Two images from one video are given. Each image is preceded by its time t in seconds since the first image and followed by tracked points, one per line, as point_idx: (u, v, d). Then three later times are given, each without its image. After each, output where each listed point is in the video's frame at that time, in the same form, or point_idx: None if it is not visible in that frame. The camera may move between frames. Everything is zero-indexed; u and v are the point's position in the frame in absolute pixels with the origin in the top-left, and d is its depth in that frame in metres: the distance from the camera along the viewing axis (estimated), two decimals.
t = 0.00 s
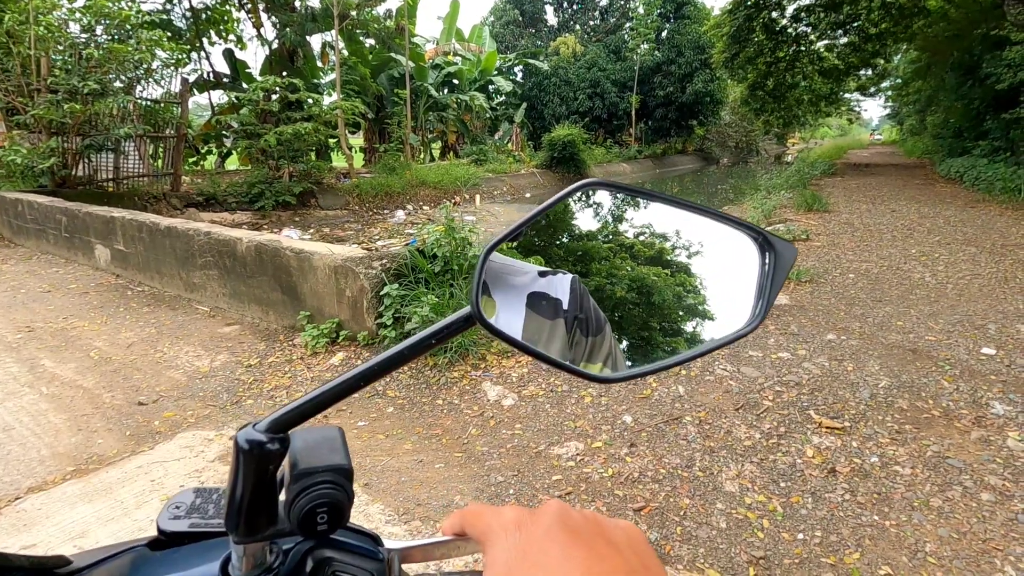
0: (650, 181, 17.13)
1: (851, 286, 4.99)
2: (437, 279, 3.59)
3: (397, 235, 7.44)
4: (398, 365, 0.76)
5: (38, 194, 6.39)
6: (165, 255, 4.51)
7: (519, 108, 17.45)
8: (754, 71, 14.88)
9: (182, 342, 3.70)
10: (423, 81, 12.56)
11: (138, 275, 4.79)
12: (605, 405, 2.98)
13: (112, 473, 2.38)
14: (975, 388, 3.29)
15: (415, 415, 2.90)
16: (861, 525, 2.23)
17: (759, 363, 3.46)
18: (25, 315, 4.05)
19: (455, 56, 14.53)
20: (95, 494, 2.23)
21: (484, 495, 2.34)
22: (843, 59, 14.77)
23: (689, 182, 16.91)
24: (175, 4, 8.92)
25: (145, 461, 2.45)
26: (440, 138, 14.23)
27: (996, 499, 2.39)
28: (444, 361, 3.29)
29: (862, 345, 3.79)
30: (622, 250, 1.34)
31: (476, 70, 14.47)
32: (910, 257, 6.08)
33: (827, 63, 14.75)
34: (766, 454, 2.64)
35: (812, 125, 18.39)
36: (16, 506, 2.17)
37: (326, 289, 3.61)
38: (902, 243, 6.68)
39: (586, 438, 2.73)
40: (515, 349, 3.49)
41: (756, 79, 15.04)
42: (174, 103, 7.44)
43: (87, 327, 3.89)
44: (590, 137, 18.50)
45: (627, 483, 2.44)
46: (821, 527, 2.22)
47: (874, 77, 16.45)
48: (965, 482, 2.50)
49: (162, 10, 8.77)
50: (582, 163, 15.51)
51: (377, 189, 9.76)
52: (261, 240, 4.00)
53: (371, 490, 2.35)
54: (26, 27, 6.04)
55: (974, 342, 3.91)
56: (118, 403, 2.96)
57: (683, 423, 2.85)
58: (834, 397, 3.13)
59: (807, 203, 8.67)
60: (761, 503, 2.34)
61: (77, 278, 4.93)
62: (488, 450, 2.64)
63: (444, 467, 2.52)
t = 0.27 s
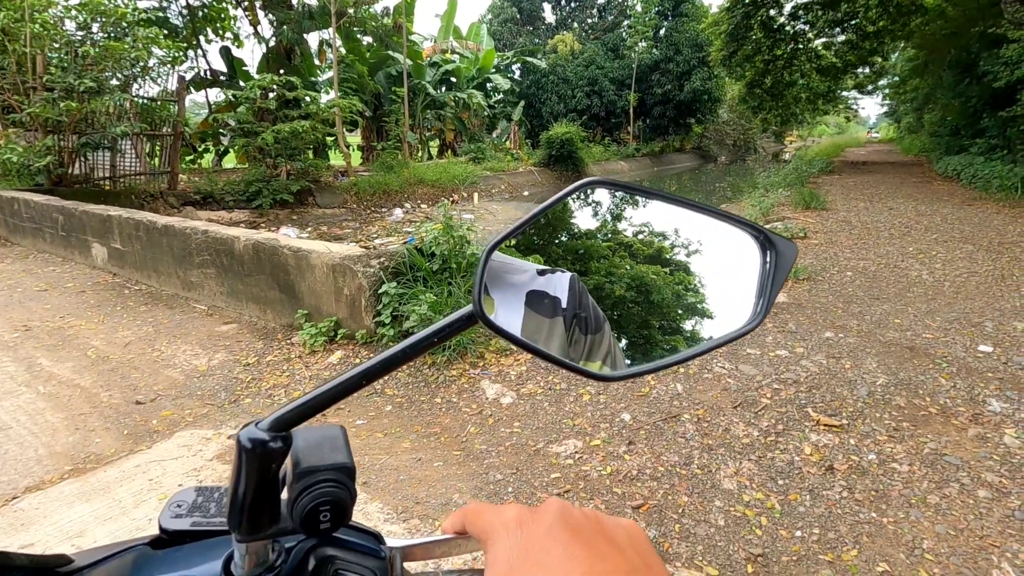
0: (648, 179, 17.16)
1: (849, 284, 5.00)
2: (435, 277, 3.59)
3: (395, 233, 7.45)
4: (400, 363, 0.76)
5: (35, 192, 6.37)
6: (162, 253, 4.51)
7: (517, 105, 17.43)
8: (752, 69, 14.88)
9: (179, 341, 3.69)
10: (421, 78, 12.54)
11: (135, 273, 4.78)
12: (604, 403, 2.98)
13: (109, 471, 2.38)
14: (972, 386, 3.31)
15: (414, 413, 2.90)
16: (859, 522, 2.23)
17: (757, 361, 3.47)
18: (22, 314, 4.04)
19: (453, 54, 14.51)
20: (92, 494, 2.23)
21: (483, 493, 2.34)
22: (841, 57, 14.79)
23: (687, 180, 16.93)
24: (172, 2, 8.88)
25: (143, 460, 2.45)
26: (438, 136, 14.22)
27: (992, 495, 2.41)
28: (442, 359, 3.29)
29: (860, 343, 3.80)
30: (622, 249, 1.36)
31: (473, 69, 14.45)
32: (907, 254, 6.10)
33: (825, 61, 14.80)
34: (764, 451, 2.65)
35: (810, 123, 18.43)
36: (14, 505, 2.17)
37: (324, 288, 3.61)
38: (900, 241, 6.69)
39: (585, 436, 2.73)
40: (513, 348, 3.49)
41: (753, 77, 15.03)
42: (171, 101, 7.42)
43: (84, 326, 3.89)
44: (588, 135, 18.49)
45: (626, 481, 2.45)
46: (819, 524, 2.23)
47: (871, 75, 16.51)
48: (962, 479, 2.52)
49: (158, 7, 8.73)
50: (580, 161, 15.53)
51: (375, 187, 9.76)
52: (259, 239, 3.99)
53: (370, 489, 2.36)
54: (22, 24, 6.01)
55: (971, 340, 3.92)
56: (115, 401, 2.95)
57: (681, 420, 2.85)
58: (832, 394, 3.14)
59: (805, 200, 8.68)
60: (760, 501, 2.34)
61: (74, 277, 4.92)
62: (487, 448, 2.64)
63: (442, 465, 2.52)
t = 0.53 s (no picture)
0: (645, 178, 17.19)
1: (845, 282, 5.02)
2: (432, 277, 3.59)
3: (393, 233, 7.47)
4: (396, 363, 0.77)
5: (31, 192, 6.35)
6: (159, 253, 4.50)
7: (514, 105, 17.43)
8: (749, 68, 14.93)
9: (176, 341, 3.68)
10: (418, 78, 12.54)
11: (131, 273, 4.77)
12: (601, 402, 2.99)
13: (107, 472, 2.37)
14: (968, 384, 3.32)
15: (411, 413, 2.89)
16: (856, 520, 2.24)
17: (754, 360, 3.48)
18: (18, 314, 4.03)
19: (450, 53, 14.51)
20: (90, 494, 2.22)
21: (480, 492, 2.34)
22: (838, 57, 14.87)
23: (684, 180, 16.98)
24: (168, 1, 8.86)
25: (140, 460, 2.45)
26: (436, 136, 14.22)
27: (988, 493, 2.42)
28: (440, 359, 3.29)
29: (856, 342, 3.81)
30: (618, 247, 1.33)
31: (471, 68, 14.45)
32: (903, 253, 6.12)
33: (821, 61, 14.86)
34: (762, 450, 2.65)
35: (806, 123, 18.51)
36: (10, 506, 2.16)
37: (321, 287, 3.60)
38: (896, 240, 6.71)
39: (583, 435, 2.74)
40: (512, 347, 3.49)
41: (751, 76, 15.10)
42: (167, 101, 7.41)
43: (80, 326, 3.88)
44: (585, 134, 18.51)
45: (623, 480, 2.45)
46: (816, 522, 2.23)
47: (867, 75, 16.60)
48: (958, 476, 2.53)
49: (154, 6, 8.70)
50: (578, 161, 15.55)
51: (373, 187, 9.76)
52: (256, 239, 3.98)
53: (368, 488, 2.36)
54: (17, 24, 6.00)
55: (967, 338, 3.94)
56: (112, 402, 2.95)
57: (679, 419, 2.86)
58: (829, 393, 3.15)
59: (802, 200, 8.70)
60: (757, 499, 2.35)
61: (70, 277, 4.91)
62: (485, 447, 2.64)
63: (440, 464, 2.52)
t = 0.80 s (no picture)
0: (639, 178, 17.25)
1: (839, 281, 5.05)
2: (428, 277, 3.60)
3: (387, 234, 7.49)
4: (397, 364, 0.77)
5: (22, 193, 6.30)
6: (152, 254, 4.47)
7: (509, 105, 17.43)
8: (743, 69, 15.02)
9: (170, 343, 3.66)
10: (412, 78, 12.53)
11: (124, 274, 4.74)
12: (597, 402, 2.99)
13: (99, 475, 2.36)
14: (960, 383, 3.35)
15: (407, 414, 2.89)
16: (849, 518, 2.26)
17: (748, 359, 3.49)
18: (9, 317, 4.00)
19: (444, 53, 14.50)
20: (82, 497, 2.21)
21: (476, 493, 2.34)
22: (830, 58, 15.00)
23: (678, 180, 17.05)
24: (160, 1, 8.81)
25: (133, 463, 2.43)
26: (430, 136, 14.21)
27: (980, 491, 2.45)
28: (436, 360, 3.29)
29: (849, 340, 3.83)
30: (612, 246, 1.37)
31: (465, 68, 14.45)
32: (895, 253, 6.16)
33: (814, 62, 14.97)
34: (756, 449, 2.66)
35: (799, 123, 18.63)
36: (2, 510, 2.14)
37: (315, 288, 3.59)
38: (888, 240, 6.75)
39: (578, 434, 2.74)
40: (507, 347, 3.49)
41: (744, 77, 15.09)
42: (160, 101, 7.37)
43: (73, 328, 3.85)
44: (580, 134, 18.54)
45: (619, 479, 2.45)
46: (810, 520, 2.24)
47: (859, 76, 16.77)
48: (950, 474, 2.55)
49: (147, 6, 8.67)
50: (572, 161, 15.59)
51: (367, 187, 9.75)
52: (249, 239, 3.97)
53: (363, 490, 2.35)
54: (8, 23, 5.96)
55: (959, 337, 3.97)
56: (105, 404, 2.93)
57: (674, 419, 2.87)
58: (823, 392, 3.17)
59: (795, 199, 8.74)
60: (752, 497, 2.36)
61: (61, 278, 4.87)
62: (481, 448, 2.64)
63: (436, 465, 2.52)
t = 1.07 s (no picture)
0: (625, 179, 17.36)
1: (822, 280, 5.11)
2: (414, 279, 3.59)
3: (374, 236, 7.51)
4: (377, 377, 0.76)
5: None
6: (133, 258, 4.41)
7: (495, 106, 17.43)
8: (727, 71, 15.22)
9: (151, 348, 3.61)
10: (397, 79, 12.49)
11: (104, 278, 4.67)
12: (584, 402, 3.00)
13: (80, 483, 2.32)
14: (940, 380, 3.40)
15: (394, 417, 2.87)
16: (834, 515, 2.28)
17: (734, 359, 3.52)
18: None
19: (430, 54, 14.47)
20: (62, 506, 2.17)
21: (464, 496, 2.34)
22: (812, 60, 15.27)
23: (663, 181, 17.19)
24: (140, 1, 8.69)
25: (114, 470, 2.39)
26: (416, 137, 14.19)
27: (960, 486, 2.49)
28: (423, 362, 3.27)
29: (833, 339, 3.88)
30: (606, 249, 1.34)
31: (451, 69, 14.44)
32: (877, 252, 6.25)
33: (796, 64, 15.20)
34: (742, 448, 2.69)
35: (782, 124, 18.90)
36: None
37: (300, 291, 3.57)
38: (870, 239, 6.85)
39: (566, 435, 2.75)
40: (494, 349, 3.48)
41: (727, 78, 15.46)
42: (141, 102, 7.27)
43: (51, 333, 3.79)
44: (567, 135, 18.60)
45: (606, 480, 2.46)
46: (795, 517, 2.27)
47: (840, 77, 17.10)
48: (931, 470, 2.59)
49: (127, 6, 8.55)
50: (559, 162, 15.66)
51: (353, 189, 9.71)
52: (233, 242, 3.93)
53: (350, 494, 2.33)
54: None
55: (939, 334, 4.03)
56: (85, 411, 2.88)
57: (661, 419, 2.88)
58: (807, 390, 3.20)
59: (779, 200, 8.84)
60: (738, 496, 2.38)
61: (40, 283, 4.79)
62: (469, 450, 2.63)
63: (423, 468, 2.51)
